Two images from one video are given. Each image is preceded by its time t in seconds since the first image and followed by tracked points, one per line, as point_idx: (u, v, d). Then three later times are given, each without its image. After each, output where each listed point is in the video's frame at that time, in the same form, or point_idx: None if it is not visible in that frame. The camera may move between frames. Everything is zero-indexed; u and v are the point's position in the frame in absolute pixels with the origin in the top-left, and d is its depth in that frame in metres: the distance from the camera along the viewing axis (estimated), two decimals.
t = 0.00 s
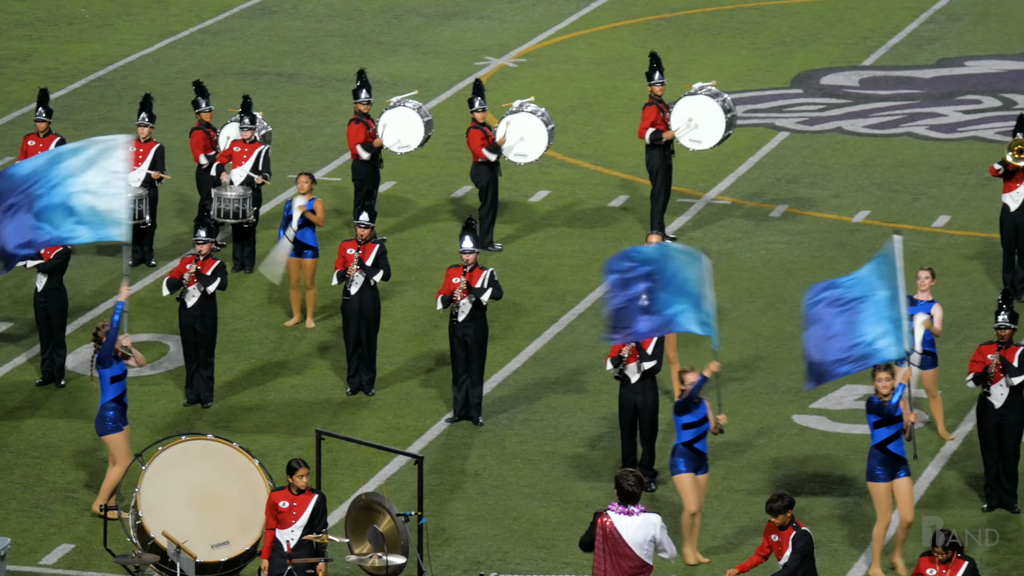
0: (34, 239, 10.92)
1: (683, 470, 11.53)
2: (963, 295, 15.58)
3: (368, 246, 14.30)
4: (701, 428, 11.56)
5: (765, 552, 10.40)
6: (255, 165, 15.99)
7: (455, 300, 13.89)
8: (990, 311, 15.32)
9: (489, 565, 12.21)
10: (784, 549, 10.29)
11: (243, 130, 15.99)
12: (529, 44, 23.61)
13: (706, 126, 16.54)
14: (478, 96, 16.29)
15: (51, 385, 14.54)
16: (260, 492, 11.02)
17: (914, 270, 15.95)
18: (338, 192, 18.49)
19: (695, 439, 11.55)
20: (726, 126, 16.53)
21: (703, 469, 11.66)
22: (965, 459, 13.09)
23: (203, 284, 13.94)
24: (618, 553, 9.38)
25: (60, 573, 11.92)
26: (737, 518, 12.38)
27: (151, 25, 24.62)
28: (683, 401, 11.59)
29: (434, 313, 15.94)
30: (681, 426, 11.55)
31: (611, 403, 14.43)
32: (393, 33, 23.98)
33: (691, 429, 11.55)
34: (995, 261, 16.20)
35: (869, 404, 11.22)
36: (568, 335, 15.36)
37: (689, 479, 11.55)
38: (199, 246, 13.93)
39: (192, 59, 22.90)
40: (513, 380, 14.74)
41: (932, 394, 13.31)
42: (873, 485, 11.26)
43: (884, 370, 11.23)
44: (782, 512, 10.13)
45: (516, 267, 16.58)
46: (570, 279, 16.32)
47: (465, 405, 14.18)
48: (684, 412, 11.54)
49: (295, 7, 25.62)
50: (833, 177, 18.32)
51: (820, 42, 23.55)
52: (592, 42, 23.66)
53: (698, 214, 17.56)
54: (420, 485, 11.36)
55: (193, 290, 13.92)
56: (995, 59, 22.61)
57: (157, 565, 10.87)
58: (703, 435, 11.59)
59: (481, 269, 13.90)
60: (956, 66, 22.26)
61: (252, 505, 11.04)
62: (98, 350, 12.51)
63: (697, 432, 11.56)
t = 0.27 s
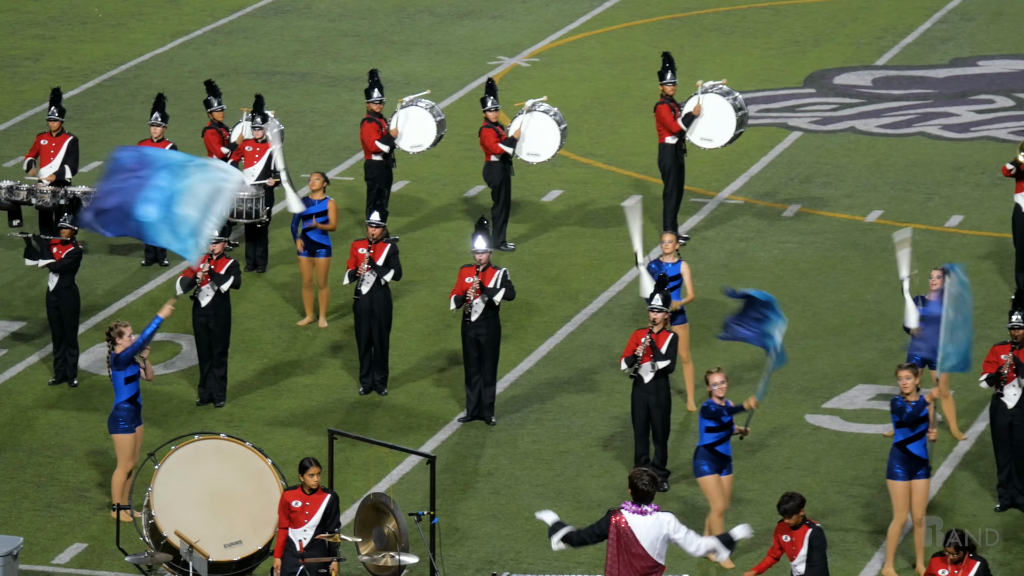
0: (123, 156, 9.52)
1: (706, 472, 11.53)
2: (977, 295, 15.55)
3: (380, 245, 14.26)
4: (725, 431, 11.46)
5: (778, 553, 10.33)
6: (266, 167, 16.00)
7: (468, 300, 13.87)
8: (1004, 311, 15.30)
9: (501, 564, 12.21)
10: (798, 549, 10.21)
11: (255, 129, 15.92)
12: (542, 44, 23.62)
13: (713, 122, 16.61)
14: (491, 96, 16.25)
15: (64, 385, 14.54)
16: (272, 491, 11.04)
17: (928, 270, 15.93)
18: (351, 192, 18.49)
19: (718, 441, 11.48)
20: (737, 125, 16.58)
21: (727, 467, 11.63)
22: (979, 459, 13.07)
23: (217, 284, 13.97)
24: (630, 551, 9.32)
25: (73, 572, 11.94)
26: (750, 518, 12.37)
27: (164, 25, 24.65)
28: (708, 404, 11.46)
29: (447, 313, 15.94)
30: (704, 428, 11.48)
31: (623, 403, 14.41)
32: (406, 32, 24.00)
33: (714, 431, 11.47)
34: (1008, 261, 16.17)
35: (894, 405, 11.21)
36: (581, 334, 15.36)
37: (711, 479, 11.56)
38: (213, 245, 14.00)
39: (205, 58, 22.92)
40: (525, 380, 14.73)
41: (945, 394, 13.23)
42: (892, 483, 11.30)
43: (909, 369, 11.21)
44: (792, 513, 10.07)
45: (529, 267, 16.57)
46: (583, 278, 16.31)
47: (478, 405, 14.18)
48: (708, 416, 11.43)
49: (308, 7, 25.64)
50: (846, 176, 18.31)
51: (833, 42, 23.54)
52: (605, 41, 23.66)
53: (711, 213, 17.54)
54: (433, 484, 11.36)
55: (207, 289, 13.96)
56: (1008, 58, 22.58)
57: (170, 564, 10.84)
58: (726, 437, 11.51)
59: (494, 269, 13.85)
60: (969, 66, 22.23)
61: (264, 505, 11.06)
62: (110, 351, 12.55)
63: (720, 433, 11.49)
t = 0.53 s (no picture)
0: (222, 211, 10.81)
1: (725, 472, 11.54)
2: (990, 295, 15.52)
3: (392, 245, 14.26)
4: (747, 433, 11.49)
5: (792, 552, 10.32)
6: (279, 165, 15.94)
7: (480, 300, 13.85)
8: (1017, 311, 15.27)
9: (514, 564, 12.20)
10: (815, 548, 10.19)
11: (267, 128, 15.94)
12: (555, 43, 23.61)
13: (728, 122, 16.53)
14: (503, 96, 16.21)
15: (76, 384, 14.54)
16: (284, 490, 11.04)
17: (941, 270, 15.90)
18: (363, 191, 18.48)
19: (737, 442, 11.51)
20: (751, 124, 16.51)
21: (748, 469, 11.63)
22: (992, 459, 13.04)
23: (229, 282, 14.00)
24: (642, 553, 9.29)
25: (86, 571, 11.94)
26: (762, 518, 12.36)
27: (177, 24, 24.66)
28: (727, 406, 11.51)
29: (459, 313, 15.93)
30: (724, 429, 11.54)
31: (635, 403, 14.39)
32: (419, 32, 24.00)
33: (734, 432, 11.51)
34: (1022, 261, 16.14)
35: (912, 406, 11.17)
36: (593, 334, 15.35)
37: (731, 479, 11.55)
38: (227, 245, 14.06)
39: (217, 58, 22.93)
40: (538, 380, 14.72)
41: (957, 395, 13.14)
42: (909, 482, 11.27)
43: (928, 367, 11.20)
44: (808, 511, 10.06)
45: (541, 266, 16.56)
46: (595, 278, 16.31)
47: (490, 405, 14.18)
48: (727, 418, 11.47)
49: (321, 7, 25.65)
50: (858, 176, 18.28)
51: (846, 41, 23.52)
52: (618, 41, 23.65)
53: (724, 213, 17.51)
54: (445, 484, 11.36)
55: (221, 288, 14.01)
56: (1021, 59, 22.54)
57: (182, 563, 10.83)
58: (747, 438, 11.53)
59: (506, 269, 13.89)
60: (982, 66, 22.20)
61: (276, 504, 11.06)
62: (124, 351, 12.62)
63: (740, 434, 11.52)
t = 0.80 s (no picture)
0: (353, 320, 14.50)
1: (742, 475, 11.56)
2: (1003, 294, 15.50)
3: (406, 245, 14.30)
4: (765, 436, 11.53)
5: (803, 553, 10.32)
6: (292, 165, 15.94)
7: (493, 299, 13.88)
8: None
9: (526, 563, 12.20)
10: (825, 550, 10.18)
11: (280, 128, 15.93)
12: (567, 43, 23.61)
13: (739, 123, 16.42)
14: (516, 96, 16.22)
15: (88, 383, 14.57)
16: (297, 491, 11.01)
17: (953, 270, 15.89)
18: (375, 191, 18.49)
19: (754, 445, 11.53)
20: (763, 122, 16.48)
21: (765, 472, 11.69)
22: (1005, 460, 13.03)
23: (241, 284, 14.10)
24: (653, 549, 9.31)
25: (99, 571, 11.95)
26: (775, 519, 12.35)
27: (190, 24, 24.68)
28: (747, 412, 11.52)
29: (471, 313, 15.93)
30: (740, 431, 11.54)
31: (647, 403, 14.38)
32: (431, 32, 24.01)
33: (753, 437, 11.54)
34: None
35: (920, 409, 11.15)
36: (605, 334, 15.36)
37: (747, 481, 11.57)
38: (239, 245, 14.09)
39: (230, 57, 22.94)
40: (550, 380, 14.72)
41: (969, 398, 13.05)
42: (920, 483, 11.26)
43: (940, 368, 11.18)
44: (821, 512, 10.05)
45: (553, 266, 16.57)
46: (608, 278, 16.31)
47: (503, 405, 14.18)
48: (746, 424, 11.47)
49: (333, 6, 25.66)
50: (871, 176, 18.27)
51: (858, 41, 23.51)
52: (630, 41, 23.65)
53: (736, 214, 17.51)
54: (457, 484, 11.36)
55: (233, 288, 14.08)
56: None
57: (195, 564, 10.89)
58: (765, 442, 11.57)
59: (518, 269, 13.90)
60: (994, 66, 22.18)
61: (289, 504, 11.04)
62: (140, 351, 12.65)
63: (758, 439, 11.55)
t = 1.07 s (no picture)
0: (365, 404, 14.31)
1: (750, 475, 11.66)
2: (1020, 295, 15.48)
3: (420, 245, 14.30)
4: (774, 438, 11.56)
5: (817, 552, 10.40)
6: (307, 164, 15.94)
7: (507, 299, 13.80)
8: None
9: (541, 563, 12.19)
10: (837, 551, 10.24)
11: (295, 127, 15.94)
12: (583, 43, 23.61)
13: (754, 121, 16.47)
14: (531, 95, 16.20)
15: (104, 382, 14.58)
16: (312, 491, 10.99)
17: (969, 270, 15.88)
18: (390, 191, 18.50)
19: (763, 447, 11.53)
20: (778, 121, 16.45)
21: (776, 474, 11.69)
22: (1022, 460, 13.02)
23: (255, 283, 14.06)
24: (670, 551, 9.18)
25: (115, 570, 11.96)
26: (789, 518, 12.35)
27: (205, 24, 24.69)
28: (754, 412, 11.60)
29: (487, 312, 15.93)
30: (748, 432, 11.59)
31: (663, 403, 14.37)
32: (447, 32, 24.02)
33: (760, 437, 11.60)
34: None
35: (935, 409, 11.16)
36: (621, 334, 15.36)
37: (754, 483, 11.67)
38: (253, 245, 14.03)
39: (245, 57, 22.95)
40: (565, 380, 14.73)
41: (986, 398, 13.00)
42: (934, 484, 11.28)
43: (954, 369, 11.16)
44: (831, 514, 10.08)
45: (569, 266, 16.57)
46: (623, 278, 16.31)
47: (518, 404, 14.19)
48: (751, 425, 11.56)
49: (348, 6, 25.67)
50: (886, 176, 18.27)
51: (874, 41, 23.51)
52: (645, 41, 23.65)
53: (751, 214, 17.50)
54: (473, 483, 11.36)
55: (247, 288, 14.04)
56: None
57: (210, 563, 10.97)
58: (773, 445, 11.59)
59: (533, 268, 13.86)
60: (1010, 66, 22.16)
61: (304, 505, 11.02)
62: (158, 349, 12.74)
63: (765, 439, 11.59)
